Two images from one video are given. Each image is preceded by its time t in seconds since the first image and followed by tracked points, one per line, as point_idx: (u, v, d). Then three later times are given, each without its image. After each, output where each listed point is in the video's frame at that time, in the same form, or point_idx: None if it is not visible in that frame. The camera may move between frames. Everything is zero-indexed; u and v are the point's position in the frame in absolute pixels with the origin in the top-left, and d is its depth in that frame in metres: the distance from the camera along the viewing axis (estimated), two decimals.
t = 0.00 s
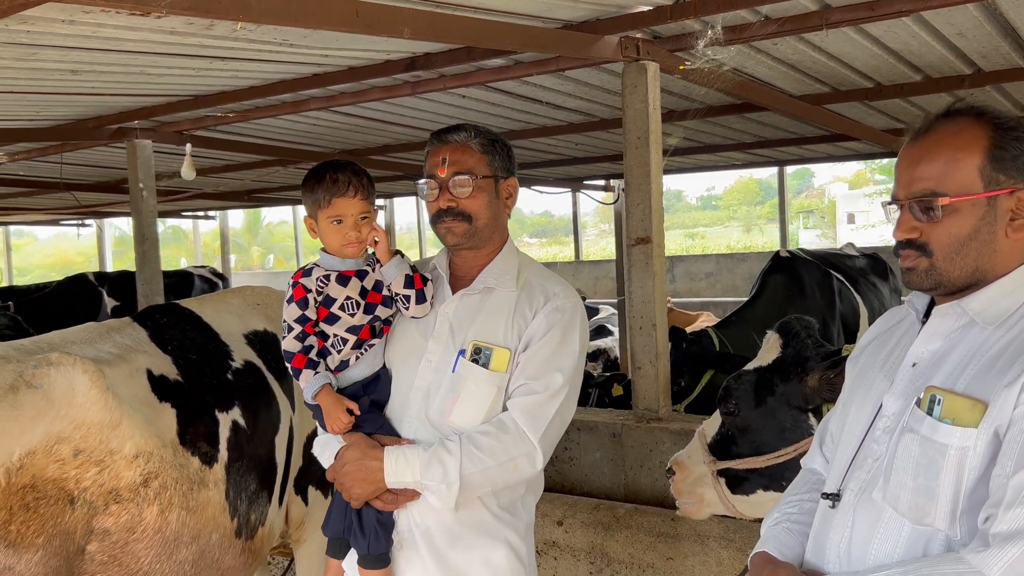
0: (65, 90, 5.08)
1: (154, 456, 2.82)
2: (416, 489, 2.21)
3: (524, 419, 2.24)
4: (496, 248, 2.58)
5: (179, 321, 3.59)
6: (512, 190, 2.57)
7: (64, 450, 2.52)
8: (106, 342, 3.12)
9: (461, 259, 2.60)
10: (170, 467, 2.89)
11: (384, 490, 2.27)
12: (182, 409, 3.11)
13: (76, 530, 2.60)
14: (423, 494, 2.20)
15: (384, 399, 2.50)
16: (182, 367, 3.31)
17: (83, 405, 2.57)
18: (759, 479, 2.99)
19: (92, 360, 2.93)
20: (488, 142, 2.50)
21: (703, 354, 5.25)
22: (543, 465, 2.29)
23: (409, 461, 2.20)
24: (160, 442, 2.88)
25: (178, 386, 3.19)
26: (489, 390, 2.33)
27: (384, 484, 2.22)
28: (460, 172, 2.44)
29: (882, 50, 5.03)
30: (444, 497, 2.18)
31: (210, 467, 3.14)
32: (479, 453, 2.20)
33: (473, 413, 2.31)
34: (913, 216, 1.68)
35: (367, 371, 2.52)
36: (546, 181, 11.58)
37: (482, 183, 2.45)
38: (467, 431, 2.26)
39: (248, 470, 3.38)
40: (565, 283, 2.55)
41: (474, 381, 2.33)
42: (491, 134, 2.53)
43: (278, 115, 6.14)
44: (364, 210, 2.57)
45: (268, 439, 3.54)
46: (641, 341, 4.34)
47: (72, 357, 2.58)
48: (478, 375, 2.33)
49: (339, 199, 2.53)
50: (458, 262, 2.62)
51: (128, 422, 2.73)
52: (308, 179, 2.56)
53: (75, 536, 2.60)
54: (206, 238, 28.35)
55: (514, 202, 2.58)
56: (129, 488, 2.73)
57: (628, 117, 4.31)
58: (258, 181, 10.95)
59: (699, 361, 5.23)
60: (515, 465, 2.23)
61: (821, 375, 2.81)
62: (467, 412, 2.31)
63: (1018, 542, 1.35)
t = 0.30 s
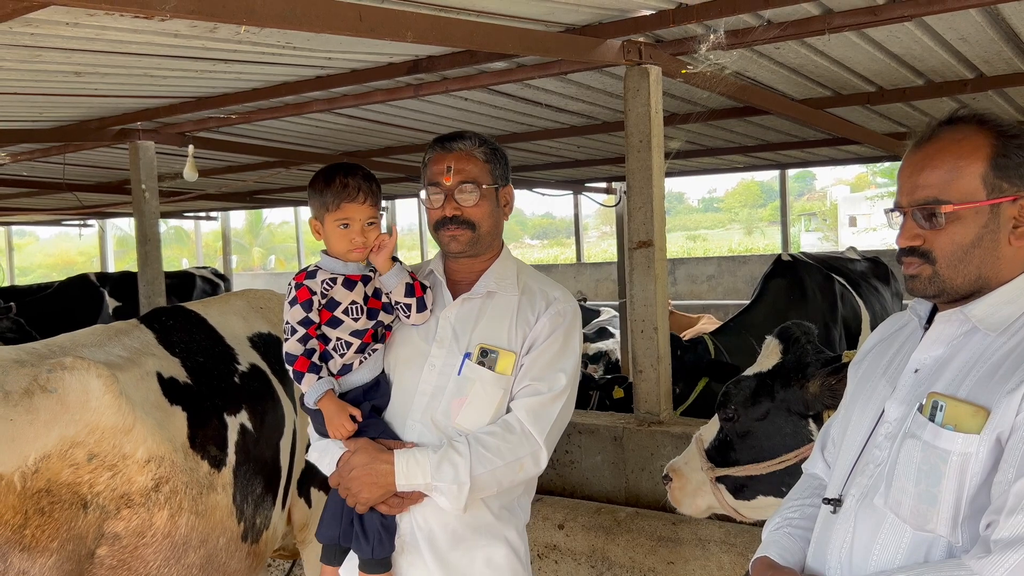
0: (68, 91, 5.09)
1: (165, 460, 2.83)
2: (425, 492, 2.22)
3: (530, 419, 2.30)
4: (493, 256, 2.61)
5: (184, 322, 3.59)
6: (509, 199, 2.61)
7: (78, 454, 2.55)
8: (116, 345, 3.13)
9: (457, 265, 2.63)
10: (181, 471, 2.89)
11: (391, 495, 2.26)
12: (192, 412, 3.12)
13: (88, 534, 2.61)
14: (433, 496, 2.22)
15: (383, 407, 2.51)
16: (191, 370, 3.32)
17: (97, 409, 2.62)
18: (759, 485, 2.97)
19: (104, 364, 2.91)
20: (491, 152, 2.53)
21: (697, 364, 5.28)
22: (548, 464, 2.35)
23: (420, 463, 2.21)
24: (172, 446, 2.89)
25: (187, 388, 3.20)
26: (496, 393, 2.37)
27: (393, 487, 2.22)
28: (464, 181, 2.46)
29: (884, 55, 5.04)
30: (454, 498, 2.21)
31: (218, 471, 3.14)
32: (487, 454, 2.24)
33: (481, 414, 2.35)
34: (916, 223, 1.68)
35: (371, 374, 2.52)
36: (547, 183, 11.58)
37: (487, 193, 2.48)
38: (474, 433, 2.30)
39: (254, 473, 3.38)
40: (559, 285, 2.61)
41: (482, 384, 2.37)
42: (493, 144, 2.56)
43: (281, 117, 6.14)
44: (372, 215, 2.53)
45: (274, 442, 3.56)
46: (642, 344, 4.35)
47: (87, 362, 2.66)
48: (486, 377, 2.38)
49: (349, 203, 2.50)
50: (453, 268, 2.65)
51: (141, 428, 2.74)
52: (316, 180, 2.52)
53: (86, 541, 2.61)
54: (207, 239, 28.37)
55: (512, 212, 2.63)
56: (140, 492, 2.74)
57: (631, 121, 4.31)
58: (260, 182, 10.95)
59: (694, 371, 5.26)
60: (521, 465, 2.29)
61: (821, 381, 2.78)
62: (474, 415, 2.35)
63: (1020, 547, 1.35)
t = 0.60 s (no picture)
0: (68, 91, 5.08)
1: (175, 466, 2.84)
2: (435, 489, 2.24)
3: (532, 413, 2.37)
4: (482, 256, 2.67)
5: (192, 323, 3.61)
6: (500, 201, 2.68)
7: (92, 460, 2.58)
8: (127, 347, 3.15)
9: (446, 264, 2.67)
10: (190, 477, 2.90)
11: (398, 495, 2.26)
12: (202, 415, 3.13)
13: (96, 540, 2.63)
14: (442, 493, 2.24)
15: (378, 407, 2.49)
16: (200, 372, 3.34)
17: (109, 414, 2.63)
18: (763, 491, 2.97)
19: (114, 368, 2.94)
20: (489, 153, 2.59)
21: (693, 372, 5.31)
22: (548, 457, 2.42)
23: (432, 461, 2.23)
24: (182, 452, 2.89)
25: (199, 391, 3.23)
26: (497, 389, 2.42)
27: (403, 486, 2.22)
28: (464, 178, 2.51)
29: (885, 60, 5.04)
30: (465, 494, 2.25)
31: (227, 475, 3.13)
32: (495, 450, 2.29)
33: (483, 410, 2.41)
34: (918, 227, 1.68)
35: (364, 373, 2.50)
36: (546, 186, 11.59)
37: (485, 191, 2.54)
38: (479, 430, 2.34)
39: (261, 477, 3.37)
40: (546, 284, 2.69)
41: (483, 380, 2.42)
42: (489, 147, 2.63)
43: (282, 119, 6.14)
44: (358, 213, 2.54)
45: (281, 444, 3.53)
46: (642, 348, 4.34)
47: (98, 367, 2.66)
48: (488, 374, 2.43)
49: (335, 200, 2.50)
50: (441, 265, 2.69)
51: (152, 433, 2.76)
52: (302, 179, 2.52)
53: (94, 547, 2.64)
54: (206, 240, 28.36)
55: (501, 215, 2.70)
56: (150, 499, 2.75)
57: (631, 125, 4.30)
58: (260, 184, 10.95)
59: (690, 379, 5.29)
60: (525, 459, 2.35)
61: (822, 385, 2.75)
62: (478, 411, 2.40)
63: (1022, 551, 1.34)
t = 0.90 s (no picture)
0: (65, 91, 5.07)
1: (177, 469, 2.85)
2: (432, 492, 2.25)
3: (525, 414, 2.41)
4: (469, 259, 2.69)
5: (199, 323, 3.63)
6: (485, 204, 2.71)
7: (93, 462, 2.58)
8: (132, 347, 3.17)
9: (432, 267, 2.69)
10: (193, 480, 2.92)
11: (395, 500, 2.25)
12: (209, 420, 3.17)
13: (95, 542, 2.63)
14: (440, 496, 2.26)
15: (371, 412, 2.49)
16: (207, 373, 3.37)
17: (110, 417, 2.63)
18: (755, 495, 2.96)
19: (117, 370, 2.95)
20: (476, 156, 2.63)
21: (688, 377, 5.36)
22: (542, 458, 2.46)
23: (430, 464, 2.23)
24: (184, 455, 2.91)
25: (203, 392, 3.25)
26: (491, 390, 2.45)
27: (402, 490, 2.22)
28: (454, 181, 2.54)
29: (884, 64, 5.05)
30: (463, 496, 2.27)
31: (231, 478, 3.16)
32: (491, 451, 2.32)
33: (477, 413, 2.42)
34: (917, 233, 1.67)
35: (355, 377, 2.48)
36: (544, 189, 11.59)
37: (473, 194, 2.57)
38: (475, 433, 2.36)
39: (266, 480, 3.37)
40: (533, 287, 2.74)
41: (476, 383, 2.44)
42: (476, 150, 2.66)
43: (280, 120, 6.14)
44: (352, 216, 2.53)
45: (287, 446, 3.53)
46: (639, 352, 4.33)
47: (99, 370, 2.65)
48: (481, 376, 2.45)
49: (331, 199, 2.50)
50: (426, 268, 2.71)
51: (153, 436, 2.77)
52: (300, 177, 2.53)
53: (94, 549, 2.63)
54: (203, 241, 28.33)
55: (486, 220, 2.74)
56: (151, 502, 2.76)
57: (630, 128, 4.30)
58: (257, 185, 10.94)
59: (686, 386, 5.35)
60: (520, 460, 2.39)
61: (820, 391, 2.76)
62: (473, 415, 2.41)
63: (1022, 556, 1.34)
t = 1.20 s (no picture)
0: (61, 90, 5.06)
1: (166, 464, 2.95)
2: (426, 490, 2.26)
3: (518, 413, 2.43)
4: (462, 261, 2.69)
5: (201, 321, 3.72)
6: (477, 206, 2.71)
7: (79, 457, 2.63)
8: (125, 346, 3.24)
9: (426, 268, 2.69)
10: (183, 475, 3.02)
11: (388, 498, 2.25)
12: (201, 416, 3.28)
13: (84, 537, 2.69)
14: (435, 494, 2.26)
15: (363, 412, 2.48)
16: (202, 370, 3.47)
17: (98, 412, 2.70)
18: (748, 499, 2.96)
19: (107, 365, 3.03)
20: (468, 158, 2.63)
21: (683, 377, 5.37)
22: (535, 458, 2.48)
23: (424, 461, 2.24)
24: (175, 449, 3.02)
25: (196, 389, 3.36)
26: (484, 390, 2.47)
27: (395, 487, 2.22)
28: (446, 183, 2.53)
29: (880, 68, 5.06)
30: (457, 494, 2.28)
31: (227, 474, 3.28)
32: (485, 450, 2.34)
33: (470, 412, 2.44)
34: (913, 236, 1.68)
35: (348, 378, 2.49)
36: (541, 190, 11.59)
37: (465, 195, 2.57)
38: (469, 432, 2.38)
39: (266, 478, 3.48)
40: (524, 289, 2.76)
41: (469, 382, 2.46)
42: (468, 152, 2.66)
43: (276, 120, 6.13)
44: (346, 218, 2.52)
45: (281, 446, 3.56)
46: (635, 353, 4.33)
47: (86, 365, 2.73)
48: (474, 375, 2.47)
49: (326, 199, 2.49)
50: (418, 268, 2.71)
51: (142, 431, 2.85)
52: (297, 175, 2.54)
53: (84, 544, 2.69)
54: (200, 241, 28.30)
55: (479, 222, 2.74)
56: (141, 496, 2.84)
57: (626, 130, 4.30)
58: (254, 185, 10.92)
59: (680, 385, 5.35)
60: (514, 459, 2.40)
61: (816, 395, 2.75)
62: (466, 413, 2.43)
63: (1016, 560, 1.34)
